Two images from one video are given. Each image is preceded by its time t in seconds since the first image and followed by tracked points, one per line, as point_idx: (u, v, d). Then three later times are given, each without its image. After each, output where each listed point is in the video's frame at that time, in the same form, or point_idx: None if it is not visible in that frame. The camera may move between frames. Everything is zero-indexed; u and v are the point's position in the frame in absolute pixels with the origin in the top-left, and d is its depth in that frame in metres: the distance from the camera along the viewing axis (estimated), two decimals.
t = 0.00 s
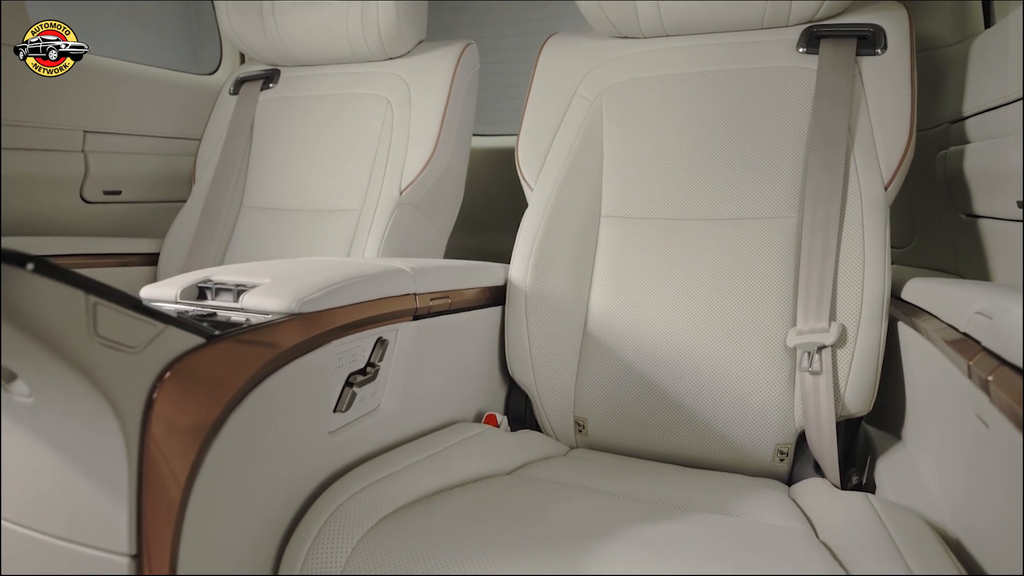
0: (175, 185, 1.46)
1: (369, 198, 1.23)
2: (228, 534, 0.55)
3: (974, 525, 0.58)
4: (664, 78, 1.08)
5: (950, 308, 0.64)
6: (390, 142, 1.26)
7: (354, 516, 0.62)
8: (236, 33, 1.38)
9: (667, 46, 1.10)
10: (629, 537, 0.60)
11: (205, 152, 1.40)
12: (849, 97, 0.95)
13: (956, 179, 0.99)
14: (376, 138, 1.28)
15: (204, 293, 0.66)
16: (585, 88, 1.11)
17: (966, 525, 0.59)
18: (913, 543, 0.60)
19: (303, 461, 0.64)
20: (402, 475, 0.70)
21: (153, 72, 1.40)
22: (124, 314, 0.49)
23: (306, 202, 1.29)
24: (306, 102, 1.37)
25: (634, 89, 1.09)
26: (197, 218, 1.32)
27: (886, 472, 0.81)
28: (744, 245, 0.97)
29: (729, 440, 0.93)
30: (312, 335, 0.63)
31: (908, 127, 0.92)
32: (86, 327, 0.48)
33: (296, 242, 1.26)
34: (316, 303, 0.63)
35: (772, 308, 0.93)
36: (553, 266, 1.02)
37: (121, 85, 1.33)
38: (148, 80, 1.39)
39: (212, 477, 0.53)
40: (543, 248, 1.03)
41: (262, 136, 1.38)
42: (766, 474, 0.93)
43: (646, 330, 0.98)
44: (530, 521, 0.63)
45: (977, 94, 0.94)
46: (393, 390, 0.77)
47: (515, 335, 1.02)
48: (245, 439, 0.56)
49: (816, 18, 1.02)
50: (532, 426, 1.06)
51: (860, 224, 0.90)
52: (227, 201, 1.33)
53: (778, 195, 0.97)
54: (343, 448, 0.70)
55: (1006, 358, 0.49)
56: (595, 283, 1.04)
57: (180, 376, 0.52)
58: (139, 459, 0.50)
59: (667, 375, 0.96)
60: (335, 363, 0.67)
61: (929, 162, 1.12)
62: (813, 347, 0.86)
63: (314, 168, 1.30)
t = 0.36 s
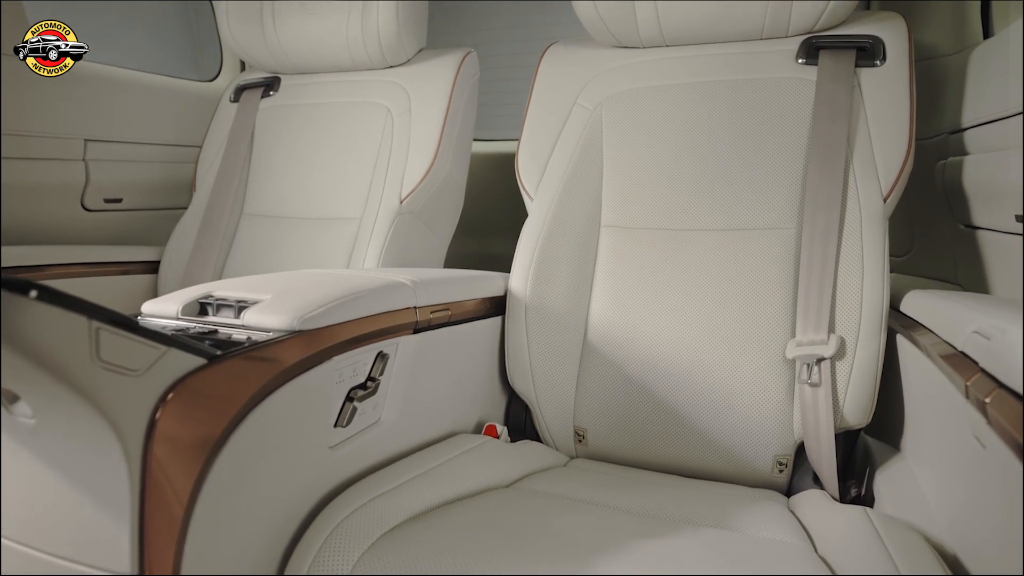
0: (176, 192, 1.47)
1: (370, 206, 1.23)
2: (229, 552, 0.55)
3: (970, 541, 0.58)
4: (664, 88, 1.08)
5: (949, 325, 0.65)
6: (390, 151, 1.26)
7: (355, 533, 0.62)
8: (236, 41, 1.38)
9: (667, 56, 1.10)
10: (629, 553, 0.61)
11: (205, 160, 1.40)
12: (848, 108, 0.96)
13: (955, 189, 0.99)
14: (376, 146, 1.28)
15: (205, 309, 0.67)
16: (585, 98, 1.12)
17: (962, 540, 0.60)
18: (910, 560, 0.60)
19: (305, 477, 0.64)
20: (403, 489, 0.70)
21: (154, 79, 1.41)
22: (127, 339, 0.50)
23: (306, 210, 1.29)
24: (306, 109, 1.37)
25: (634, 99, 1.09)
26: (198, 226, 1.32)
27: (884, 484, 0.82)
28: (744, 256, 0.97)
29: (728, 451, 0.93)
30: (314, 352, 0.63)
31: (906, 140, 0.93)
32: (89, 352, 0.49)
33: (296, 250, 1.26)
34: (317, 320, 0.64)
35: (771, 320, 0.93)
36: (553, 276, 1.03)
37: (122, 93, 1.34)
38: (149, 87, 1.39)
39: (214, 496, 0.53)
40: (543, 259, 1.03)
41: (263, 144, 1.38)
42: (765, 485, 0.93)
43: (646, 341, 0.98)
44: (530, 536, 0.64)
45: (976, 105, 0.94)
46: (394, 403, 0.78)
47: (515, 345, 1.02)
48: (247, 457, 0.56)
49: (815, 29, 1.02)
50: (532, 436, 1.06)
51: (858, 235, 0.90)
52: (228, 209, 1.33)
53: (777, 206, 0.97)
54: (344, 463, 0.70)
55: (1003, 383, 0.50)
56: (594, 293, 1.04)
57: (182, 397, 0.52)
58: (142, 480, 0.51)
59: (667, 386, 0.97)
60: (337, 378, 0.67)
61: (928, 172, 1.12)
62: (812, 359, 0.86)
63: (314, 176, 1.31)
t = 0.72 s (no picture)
0: (177, 199, 1.47)
1: (370, 215, 1.23)
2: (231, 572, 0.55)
3: (966, 557, 0.59)
4: (663, 99, 1.08)
5: (947, 344, 0.65)
6: (390, 160, 1.27)
7: (357, 550, 0.62)
8: (236, 48, 1.39)
9: (667, 67, 1.10)
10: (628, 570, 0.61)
11: (205, 168, 1.40)
12: (847, 119, 0.96)
13: (954, 201, 0.99)
14: (376, 155, 1.28)
15: (206, 325, 0.67)
16: (584, 108, 1.12)
17: (959, 556, 0.60)
18: None
19: (306, 494, 0.64)
20: (404, 505, 0.71)
21: (154, 87, 1.41)
22: (130, 362, 0.52)
23: (306, 218, 1.29)
24: (307, 117, 1.37)
25: (634, 109, 1.09)
26: (199, 234, 1.32)
27: (882, 496, 0.82)
28: (743, 267, 0.97)
29: (727, 462, 0.94)
30: (315, 370, 0.63)
31: (906, 152, 0.93)
32: (92, 376, 0.50)
33: (296, 258, 1.26)
34: (318, 338, 0.65)
35: (771, 332, 0.94)
36: (553, 286, 1.03)
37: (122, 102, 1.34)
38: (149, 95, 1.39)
39: (215, 516, 0.54)
40: (543, 269, 1.03)
41: (263, 151, 1.38)
42: (764, 496, 0.93)
43: (646, 352, 0.99)
44: (531, 552, 0.64)
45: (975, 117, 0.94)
46: (394, 417, 0.78)
47: (515, 356, 1.03)
48: (249, 477, 0.57)
49: (815, 40, 1.02)
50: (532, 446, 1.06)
51: (857, 248, 0.91)
52: (228, 217, 1.33)
53: (777, 218, 0.98)
54: (345, 479, 0.70)
55: (1001, 407, 0.51)
56: (594, 304, 1.05)
57: (185, 418, 0.53)
58: (145, 501, 0.51)
59: (667, 396, 0.97)
60: (338, 395, 0.68)
61: (928, 182, 1.12)
62: (810, 372, 0.86)
63: (314, 184, 1.31)
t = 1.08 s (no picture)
0: (178, 207, 1.47)
1: (370, 224, 1.24)
2: None
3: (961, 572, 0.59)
4: (663, 109, 1.08)
5: (945, 361, 0.66)
6: (391, 168, 1.27)
7: (358, 567, 0.63)
8: (236, 56, 1.39)
9: (667, 77, 1.10)
10: None
11: (206, 175, 1.41)
12: (846, 131, 0.96)
13: (953, 211, 1.00)
14: (376, 164, 1.28)
15: (208, 341, 0.68)
16: (584, 118, 1.12)
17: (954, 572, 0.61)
18: None
19: (307, 510, 0.65)
20: (404, 520, 0.71)
21: (155, 94, 1.41)
22: (133, 387, 0.54)
23: (307, 226, 1.29)
24: (307, 125, 1.37)
25: (633, 120, 1.09)
26: (200, 242, 1.33)
27: (881, 508, 0.82)
28: (742, 277, 0.98)
29: (726, 473, 0.94)
30: (316, 387, 0.64)
31: (905, 164, 0.93)
32: (94, 402, 0.52)
33: (297, 267, 1.27)
34: (319, 356, 0.65)
35: (770, 343, 0.94)
36: (553, 297, 1.03)
37: (124, 110, 1.34)
38: (150, 102, 1.40)
39: (216, 535, 0.54)
40: (543, 280, 1.04)
41: (264, 159, 1.39)
42: (763, 507, 0.93)
43: (646, 362, 0.99)
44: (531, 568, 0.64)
45: (973, 129, 0.94)
46: (395, 431, 0.78)
47: (515, 366, 1.03)
48: (250, 496, 0.57)
49: (814, 51, 1.02)
50: (532, 456, 1.07)
51: (856, 260, 0.91)
52: (229, 224, 1.34)
53: (776, 229, 0.98)
54: (346, 493, 0.71)
55: (999, 431, 0.53)
56: (594, 313, 1.05)
57: (187, 438, 0.54)
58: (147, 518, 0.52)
59: (667, 407, 0.97)
60: (339, 410, 0.68)
61: (927, 191, 1.13)
62: (809, 384, 0.87)
63: (314, 192, 1.31)
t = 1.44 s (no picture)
0: (180, 214, 1.48)
1: (370, 232, 1.24)
2: None
3: None
4: (663, 119, 1.09)
5: (943, 378, 0.66)
6: (391, 177, 1.27)
7: None
8: (237, 64, 1.39)
9: (667, 86, 1.10)
10: None
11: (207, 183, 1.41)
12: (846, 142, 0.96)
13: (952, 222, 1.00)
14: (376, 172, 1.29)
15: (209, 356, 0.68)
16: (584, 128, 1.12)
17: None
18: None
19: (308, 526, 0.65)
20: (405, 535, 0.71)
21: (156, 102, 1.42)
22: (134, 412, 0.56)
23: (307, 234, 1.30)
24: (307, 133, 1.37)
25: (633, 129, 1.10)
26: (201, 249, 1.33)
27: (880, 520, 0.82)
28: (741, 288, 0.98)
29: (725, 484, 0.94)
30: (316, 403, 0.64)
31: (904, 176, 0.94)
32: (96, 426, 0.54)
33: (297, 275, 1.27)
34: (319, 372, 0.65)
35: (770, 354, 0.94)
36: (553, 307, 1.04)
37: (125, 118, 1.35)
38: (151, 110, 1.40)
39: (217, 555, 0.54)
40: (543, 290, 1.04)
41: (264, 166, 1.39)
42: (763, 518, 0.94)
43: (646, 373, 0.99)
44: None
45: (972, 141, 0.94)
46: (395, 444, 0.78)
47: (514, 376, 1.03)
48: (250, 515, 0.57)
49: (813, 61, 1.03)
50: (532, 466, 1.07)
51: (855, 271, 0.91)
52: (230, 232, 1.34)
53: (776, 240, 0.98)
54: (346, 508, 0.71)
55: (995, 452, 0.54)
56: (594, 323, 1.05)
57: (190, 458, 0.54)
58: (150, 537, 0.52)
59: (667, 417, 0.97)
60: (340, 425, 0.68)
61: (926, 201, 1.13)
62: (809, 396, 0.87)
63: (315, 200, 1.31)
